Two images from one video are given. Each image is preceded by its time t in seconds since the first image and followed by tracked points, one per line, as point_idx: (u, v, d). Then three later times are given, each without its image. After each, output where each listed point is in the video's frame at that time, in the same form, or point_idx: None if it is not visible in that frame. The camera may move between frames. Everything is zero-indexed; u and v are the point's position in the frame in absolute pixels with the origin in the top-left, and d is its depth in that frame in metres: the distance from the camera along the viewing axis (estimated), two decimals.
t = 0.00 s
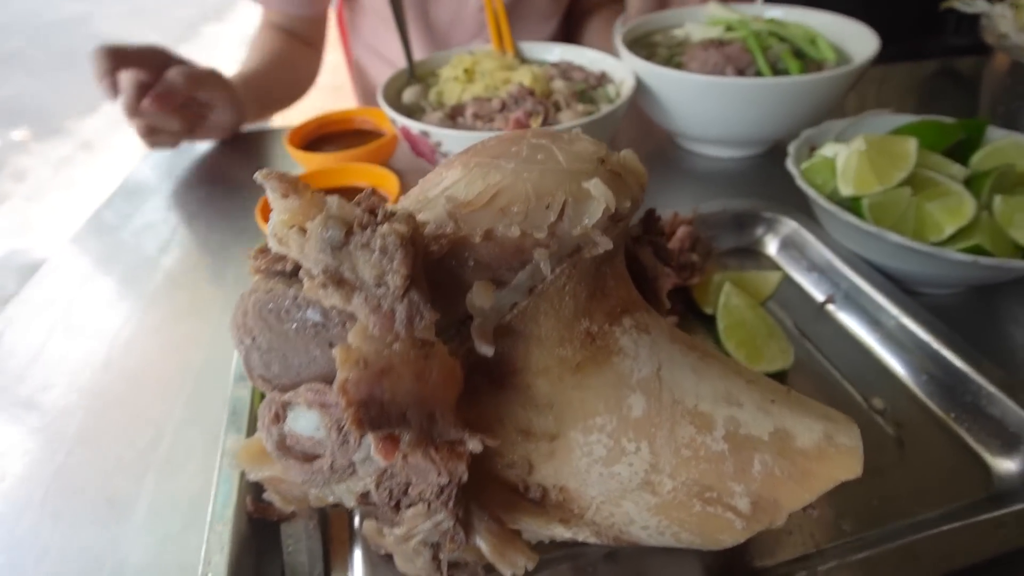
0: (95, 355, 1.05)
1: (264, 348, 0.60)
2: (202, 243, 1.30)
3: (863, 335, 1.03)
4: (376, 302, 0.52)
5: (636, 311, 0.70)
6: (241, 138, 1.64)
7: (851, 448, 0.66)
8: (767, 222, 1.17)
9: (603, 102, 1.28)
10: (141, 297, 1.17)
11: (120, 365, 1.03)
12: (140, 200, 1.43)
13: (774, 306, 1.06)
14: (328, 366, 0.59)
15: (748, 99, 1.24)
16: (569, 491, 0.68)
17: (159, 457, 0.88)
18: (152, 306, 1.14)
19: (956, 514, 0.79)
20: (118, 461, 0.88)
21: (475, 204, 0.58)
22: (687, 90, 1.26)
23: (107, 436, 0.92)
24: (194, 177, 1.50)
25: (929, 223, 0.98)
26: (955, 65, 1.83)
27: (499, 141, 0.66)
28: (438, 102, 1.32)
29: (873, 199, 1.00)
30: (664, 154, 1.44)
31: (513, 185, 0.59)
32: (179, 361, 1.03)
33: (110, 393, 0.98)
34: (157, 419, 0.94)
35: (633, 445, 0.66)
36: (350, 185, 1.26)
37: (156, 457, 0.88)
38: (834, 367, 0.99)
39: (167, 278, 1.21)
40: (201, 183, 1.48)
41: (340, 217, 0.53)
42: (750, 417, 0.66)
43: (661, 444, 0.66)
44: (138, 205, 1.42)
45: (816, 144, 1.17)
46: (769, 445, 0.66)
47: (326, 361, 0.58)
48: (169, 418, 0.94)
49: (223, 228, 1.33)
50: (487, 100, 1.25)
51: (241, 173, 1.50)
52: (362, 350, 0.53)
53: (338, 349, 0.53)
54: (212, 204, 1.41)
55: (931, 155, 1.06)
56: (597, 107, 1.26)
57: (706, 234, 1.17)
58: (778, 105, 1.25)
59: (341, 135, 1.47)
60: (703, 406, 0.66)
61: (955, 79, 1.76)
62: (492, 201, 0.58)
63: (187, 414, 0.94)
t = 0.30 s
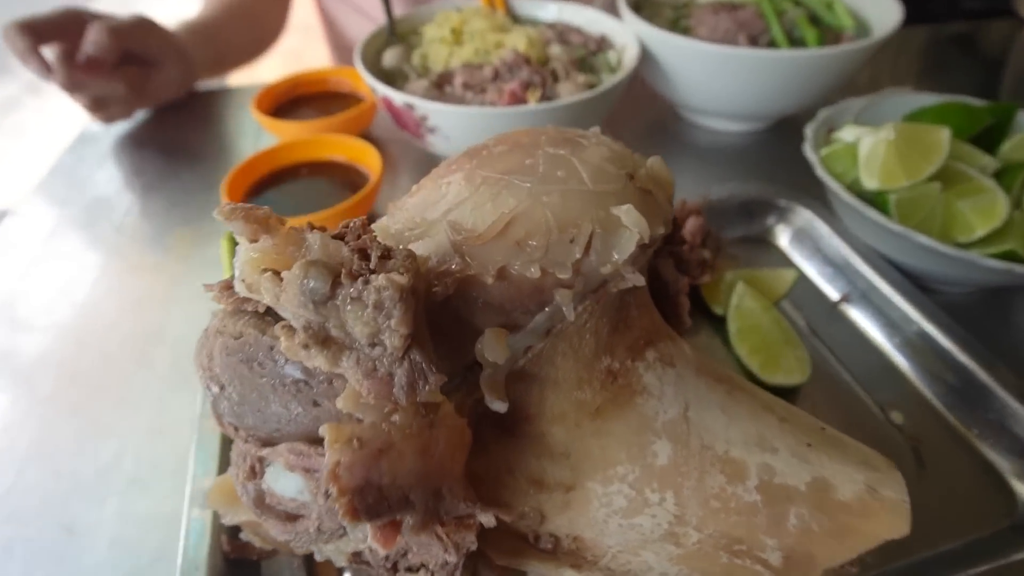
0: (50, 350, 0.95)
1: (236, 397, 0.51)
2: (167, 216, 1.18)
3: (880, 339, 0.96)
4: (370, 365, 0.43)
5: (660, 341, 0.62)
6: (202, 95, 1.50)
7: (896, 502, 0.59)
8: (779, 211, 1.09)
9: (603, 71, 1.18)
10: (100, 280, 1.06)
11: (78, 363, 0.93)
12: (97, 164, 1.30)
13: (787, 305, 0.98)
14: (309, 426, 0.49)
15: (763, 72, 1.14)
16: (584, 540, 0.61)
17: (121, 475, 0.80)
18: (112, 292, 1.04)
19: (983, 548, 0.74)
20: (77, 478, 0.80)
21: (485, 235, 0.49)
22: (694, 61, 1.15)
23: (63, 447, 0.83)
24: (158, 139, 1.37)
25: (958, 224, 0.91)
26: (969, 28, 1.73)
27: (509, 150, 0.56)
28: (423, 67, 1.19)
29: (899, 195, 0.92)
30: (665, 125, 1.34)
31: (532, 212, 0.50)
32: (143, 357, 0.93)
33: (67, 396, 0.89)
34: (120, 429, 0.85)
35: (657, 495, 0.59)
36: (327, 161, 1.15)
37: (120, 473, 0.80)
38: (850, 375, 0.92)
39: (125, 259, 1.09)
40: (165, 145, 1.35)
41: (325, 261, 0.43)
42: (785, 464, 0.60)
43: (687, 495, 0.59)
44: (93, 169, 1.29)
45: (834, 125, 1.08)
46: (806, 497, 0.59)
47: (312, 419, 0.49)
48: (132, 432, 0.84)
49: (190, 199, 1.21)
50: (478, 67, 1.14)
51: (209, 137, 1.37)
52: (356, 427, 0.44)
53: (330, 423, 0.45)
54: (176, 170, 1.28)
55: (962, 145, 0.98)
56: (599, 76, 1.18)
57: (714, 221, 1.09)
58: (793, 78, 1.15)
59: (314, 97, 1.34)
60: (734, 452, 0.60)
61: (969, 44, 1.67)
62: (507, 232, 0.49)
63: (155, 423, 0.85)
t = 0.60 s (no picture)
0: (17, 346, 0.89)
1: (219, 479, 0.43)
2: (139, 193, 1.09)
3: (912, 349, 0.88)
4: (380, 466, 0.36)
5: (700, 387, 0.55)
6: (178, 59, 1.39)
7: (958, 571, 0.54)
8: (806, 206, 1.03)
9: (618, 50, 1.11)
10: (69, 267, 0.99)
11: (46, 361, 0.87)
12: (62, 128, 1.21)
13: (813, 313, 0.92)
14: (308, 512, 0.42)
15: (792, 51, 1.04)
16: None
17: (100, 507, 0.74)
18: (82, 282, 0.96)
19: None
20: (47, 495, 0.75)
21: (514, 297, 0.41)
22: (716, 38, 1.06)
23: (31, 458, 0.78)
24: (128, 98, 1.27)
25: (1005, 228, 0.85)
26: None
27: (537, 178, 0.47)
28: (420, 40, 1.11)
29: (944, 196, 0.85)
30: (681, 103, 1.25)
31: (568, 265, 0.42)
32: (117, 357, 0.86)
33: (36, 400, 0.83)
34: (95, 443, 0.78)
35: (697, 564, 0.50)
36: (317, 145, 1.08)
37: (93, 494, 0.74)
38: (880, 389, 0.85)
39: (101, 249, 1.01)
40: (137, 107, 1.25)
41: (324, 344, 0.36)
42: (837, 527, 0.53)
43: (730, 563, 0.51)
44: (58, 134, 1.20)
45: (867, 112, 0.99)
46: (860, 564, 0.53)
47: (311, 507, 0.41)
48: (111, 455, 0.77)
49: (164, 174, 1.12)
50: (481, 43, 1.05)
51: (182, 100, 1.27)
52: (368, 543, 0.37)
53: (350, 528, 0.40)
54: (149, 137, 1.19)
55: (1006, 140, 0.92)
56: (612, 55, 1.11)
57: (735, 217, 1.02)
58: (824, 57, 1.05)
59: (300, 70, 1.25)
60: (782, 513, 0.53)
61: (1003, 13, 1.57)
62: (538, 291, 0.42)
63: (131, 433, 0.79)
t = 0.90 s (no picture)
0: None
1: (196, 528, 0.40)
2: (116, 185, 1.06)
3: (914, 360, 0.87)
4: (370, 531, 0.33)
5: (707, 418, 0.52)
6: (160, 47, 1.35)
7: None
8: (807, 211, 1.01)
9: (617, 47, 1.08)
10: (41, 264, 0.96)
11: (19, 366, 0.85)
12: (36, 116, 1.17)
13: (814, 323, 0.91)
14: (292, 564, 0.39)
15: (794, 52, 1.01)
16: None
17: (79, 528, 0.72)
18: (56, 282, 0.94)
19: None
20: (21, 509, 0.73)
21: (515, 341, 0.39)
22: (717, 36, 1.03)
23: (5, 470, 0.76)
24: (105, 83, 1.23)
25: (1011, 238, 0.85)
26: None
27: (538, 205, 0.43)
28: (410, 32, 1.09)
29: (951, 206, 0.86)
30: (678, 101, 1.22)
31: (574, 305, 0.39)
32: (96, 367, 0.84)
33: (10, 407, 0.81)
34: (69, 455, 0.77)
35: None
36: (304, 143, 1.05)
37: (69, 509, 0.73)
38: (880, 401, 0.84)
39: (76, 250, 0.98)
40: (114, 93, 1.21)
41: (309, 401, 0.33)
42: (847, 562, 0.52)
43: None
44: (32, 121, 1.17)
45: (872, 115, 0.98)
46: None
47: (296, 561, 0.39)
48: (90, 473, 0.75)
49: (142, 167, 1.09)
50: (474, 39, 1.03)
51: (161, 86, 1.22)
52: None
53: None
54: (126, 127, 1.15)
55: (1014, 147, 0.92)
56: (611, 51, 1.08)
57: (734, 221, 1.00)
58: (826, 57, 1.03)
59: (286, 61, 1.21)
60: (790, 549, 0.51)
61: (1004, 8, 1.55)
62: (543, 334, 0.39)
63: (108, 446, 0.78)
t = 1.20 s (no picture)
0: None
1: (185, 527, 0.40)
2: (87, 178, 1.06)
3: (909, 348, 0.87)
4: (362, 529, 0.33)
5: (702, 409, 0.52)
6: (142, 37, 1.33)
7: None
8: (802, 199, 1.00)
9: (609, 32, 1.07)
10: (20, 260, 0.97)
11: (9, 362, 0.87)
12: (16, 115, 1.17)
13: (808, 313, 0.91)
14: (284, 562, 0.39)
15: (787, 36, 1.00)
16: None
17: (70, 528, 0.73)
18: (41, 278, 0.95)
19: None
20: (13, 503, 0.75)
21: (507, 334, 0.38)
22: (709, 22, 1.02)
23: None
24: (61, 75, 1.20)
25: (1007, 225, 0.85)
26: None
27: (530, 193, 0.42)
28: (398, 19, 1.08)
29: (947, 193, 0.85)
30: (671, 88, 1.21)
31: (568, 297, 0.38)
32: (85, 368, 0.86)
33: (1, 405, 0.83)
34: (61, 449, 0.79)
35: None
36: (290, 133, 1.03)
37: (60, 509, 0.74)
38: (876, 391, 0.84)
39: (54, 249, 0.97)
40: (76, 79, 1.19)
41: (295, 398, 0.32)
42: (844, 554, 0.51)
43: None
44: None
45: (867, 101, 0.97)
46: None
47: (287, 559, 0.38)
48: (82, 473, 0.77)
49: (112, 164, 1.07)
50: (463, 25, 1.01)
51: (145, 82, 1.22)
52: None
53: None
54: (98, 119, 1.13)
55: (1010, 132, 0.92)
56: (603, 37, 1.06)
57: (729, 209, 0.99)
58: (818, 42, 1.02)
59: (272, 49, 1.19)
60: (787, 541, 0.50)
61: None
62: (536, 327, 0.38)
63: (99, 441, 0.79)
